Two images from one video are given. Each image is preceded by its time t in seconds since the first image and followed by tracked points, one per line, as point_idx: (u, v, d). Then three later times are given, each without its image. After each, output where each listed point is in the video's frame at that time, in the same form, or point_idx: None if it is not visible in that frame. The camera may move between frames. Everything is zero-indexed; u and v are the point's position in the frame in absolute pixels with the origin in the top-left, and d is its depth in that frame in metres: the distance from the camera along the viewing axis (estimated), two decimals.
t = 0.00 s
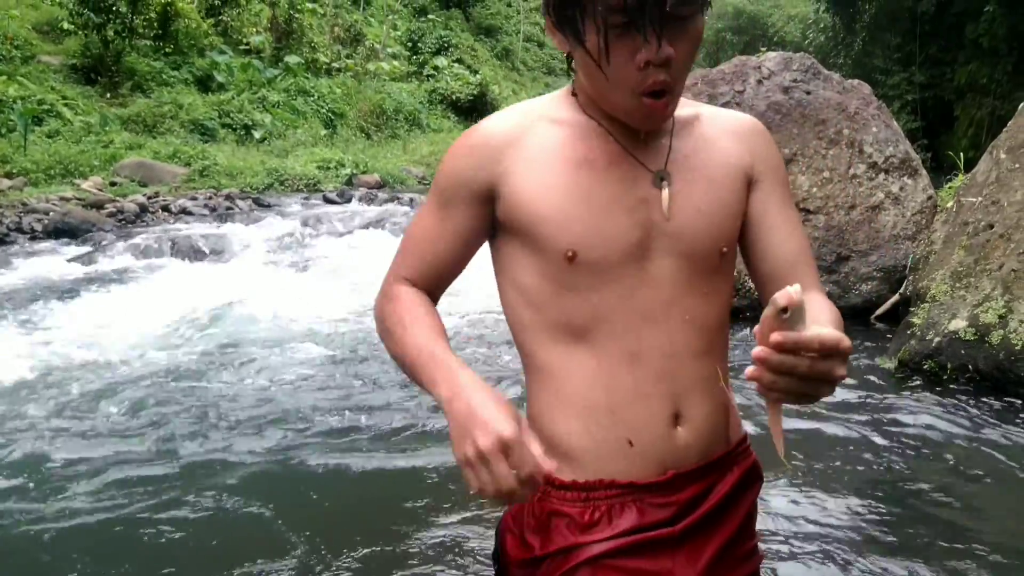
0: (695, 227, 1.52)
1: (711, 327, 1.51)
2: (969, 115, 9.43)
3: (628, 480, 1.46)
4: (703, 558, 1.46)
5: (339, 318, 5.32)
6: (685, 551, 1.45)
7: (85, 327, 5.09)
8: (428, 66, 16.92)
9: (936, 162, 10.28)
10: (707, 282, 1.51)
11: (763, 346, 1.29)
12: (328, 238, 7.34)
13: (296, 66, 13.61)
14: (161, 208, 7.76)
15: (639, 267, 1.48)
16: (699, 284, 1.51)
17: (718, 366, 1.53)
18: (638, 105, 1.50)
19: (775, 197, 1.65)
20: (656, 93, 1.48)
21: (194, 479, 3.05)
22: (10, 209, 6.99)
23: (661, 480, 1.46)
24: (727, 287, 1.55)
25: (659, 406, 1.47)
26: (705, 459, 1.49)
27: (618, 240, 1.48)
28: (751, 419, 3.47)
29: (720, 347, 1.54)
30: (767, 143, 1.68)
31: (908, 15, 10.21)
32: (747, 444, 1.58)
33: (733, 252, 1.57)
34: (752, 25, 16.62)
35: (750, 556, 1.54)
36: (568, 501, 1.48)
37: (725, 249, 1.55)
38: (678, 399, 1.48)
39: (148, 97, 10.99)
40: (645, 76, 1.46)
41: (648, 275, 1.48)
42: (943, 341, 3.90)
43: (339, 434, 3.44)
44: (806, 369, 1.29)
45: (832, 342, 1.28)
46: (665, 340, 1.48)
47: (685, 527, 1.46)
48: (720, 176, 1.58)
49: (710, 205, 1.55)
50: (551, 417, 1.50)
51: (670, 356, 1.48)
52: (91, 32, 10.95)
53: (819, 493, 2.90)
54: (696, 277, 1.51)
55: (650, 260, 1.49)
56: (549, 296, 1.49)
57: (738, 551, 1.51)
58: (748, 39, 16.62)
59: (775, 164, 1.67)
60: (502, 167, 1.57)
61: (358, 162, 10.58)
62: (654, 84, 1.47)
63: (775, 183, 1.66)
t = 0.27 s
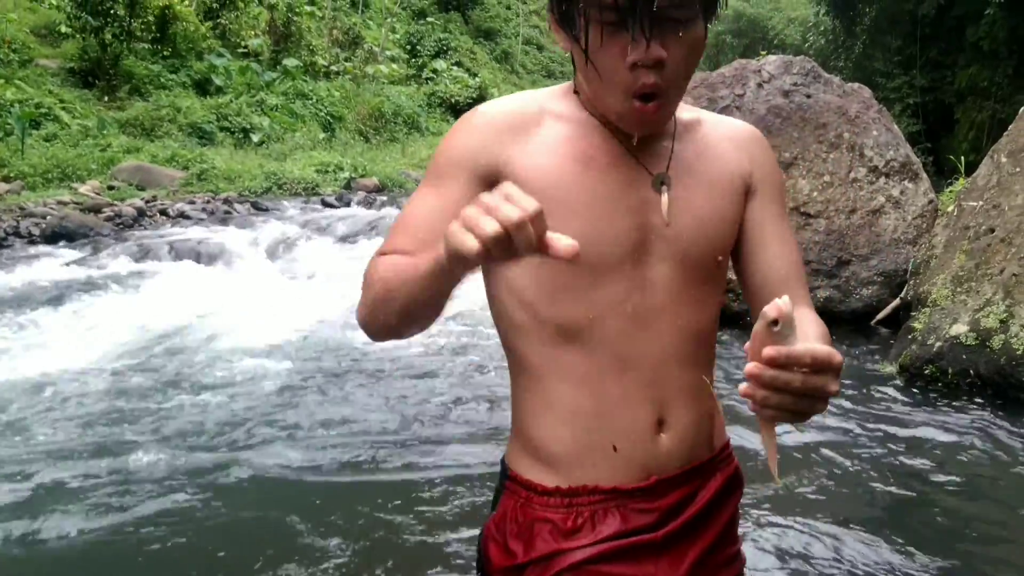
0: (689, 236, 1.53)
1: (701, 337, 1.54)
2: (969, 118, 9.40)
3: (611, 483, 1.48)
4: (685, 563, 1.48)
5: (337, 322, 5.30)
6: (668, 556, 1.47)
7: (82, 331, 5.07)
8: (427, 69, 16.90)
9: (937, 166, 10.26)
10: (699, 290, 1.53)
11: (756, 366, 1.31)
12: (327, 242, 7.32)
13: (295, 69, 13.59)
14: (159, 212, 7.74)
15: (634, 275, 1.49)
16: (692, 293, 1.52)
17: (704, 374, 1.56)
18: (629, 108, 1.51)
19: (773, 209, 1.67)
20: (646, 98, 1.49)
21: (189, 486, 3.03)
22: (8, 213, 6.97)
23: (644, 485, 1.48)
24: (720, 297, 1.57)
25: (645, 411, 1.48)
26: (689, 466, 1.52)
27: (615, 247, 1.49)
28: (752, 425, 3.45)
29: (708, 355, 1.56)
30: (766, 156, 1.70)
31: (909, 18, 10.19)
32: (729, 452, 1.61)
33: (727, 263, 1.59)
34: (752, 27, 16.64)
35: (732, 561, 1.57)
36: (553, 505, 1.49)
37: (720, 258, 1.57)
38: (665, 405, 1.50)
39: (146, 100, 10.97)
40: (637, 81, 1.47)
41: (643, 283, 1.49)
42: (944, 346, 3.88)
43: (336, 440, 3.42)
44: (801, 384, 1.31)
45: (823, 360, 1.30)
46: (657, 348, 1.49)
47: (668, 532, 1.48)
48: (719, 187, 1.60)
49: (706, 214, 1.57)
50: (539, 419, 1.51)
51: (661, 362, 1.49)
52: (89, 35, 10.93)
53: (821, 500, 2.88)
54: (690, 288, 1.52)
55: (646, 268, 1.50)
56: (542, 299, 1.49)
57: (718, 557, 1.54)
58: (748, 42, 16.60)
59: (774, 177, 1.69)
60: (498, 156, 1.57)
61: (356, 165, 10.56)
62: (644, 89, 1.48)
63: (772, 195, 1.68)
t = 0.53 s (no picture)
0: (691, 248, 1.51)
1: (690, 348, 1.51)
2: (967, 122, 9.42)
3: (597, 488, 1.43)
4: (666, 569, 1.45)
5: (337, 327, 5.31)
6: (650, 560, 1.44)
7: (82, 336, 5.06)
8: (425, 74, 16.93)
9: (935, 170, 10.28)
10: (693, 302, 1.51)
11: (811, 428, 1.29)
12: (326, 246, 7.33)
13: (294, 73, 13.59)
14: (158, 216, 7.74)
15: (637, 282, 1.45)
16: (686, 309, 1.50)
17: (688, 385, 1.54)
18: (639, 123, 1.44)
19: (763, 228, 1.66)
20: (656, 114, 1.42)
21: (189, 497, 3.02)
22: (6, 218, 6.96)
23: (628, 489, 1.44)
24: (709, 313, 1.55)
25: (633, 417, 1.45)
26: (671, 474, 1.49)
27: (617, 256, 1.43)
28: (751, 430, 3.46)
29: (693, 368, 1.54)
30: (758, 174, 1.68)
31: (906, 22, 10.20)
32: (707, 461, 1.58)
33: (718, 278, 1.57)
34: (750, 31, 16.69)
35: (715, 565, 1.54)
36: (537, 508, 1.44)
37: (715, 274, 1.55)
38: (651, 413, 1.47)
39: (144, 105, 10.98)
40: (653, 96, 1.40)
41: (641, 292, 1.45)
42: (943, 349, 3.88)
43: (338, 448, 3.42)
44: (849, 428, 1.29)
45: (872, 403, 1.29)
46: (650, 358, 1.46)
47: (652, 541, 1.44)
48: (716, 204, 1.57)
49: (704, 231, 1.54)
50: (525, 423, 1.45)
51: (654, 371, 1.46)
52: (88, 40, 10.92)
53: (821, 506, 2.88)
54: (686, 302, 1.50)
55: (646, 280, 1.46)
56: (539, 305, 1.43)
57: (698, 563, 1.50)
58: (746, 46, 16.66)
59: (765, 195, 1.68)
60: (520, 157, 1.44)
61: (355, 169, 10.57)
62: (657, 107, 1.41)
63: (763, 213, 1.67)
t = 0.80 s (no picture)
0: (690, 256, 1.43)
1: (688, 359, 1.45)
2: (962, 128, 9.49)
3: (587, 494, 1.37)
4: None
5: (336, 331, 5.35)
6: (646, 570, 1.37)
7: (83, 340, 5.10)
8: (424, 80, 17.01)
9: (931, 175, 10.35)
10: (692, 313, 1.43)
11: (885, 500, 1.26)
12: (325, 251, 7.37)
13: (293, 80, 13.65)
14: (158, 222, 7.78)
15: (631, 291, 1.39)
16: (685, 322, 1.43)
17: (686, 393, 1.47)
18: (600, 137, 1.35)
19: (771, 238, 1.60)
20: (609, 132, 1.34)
21: (192, 495, 3.05)
22: (7, 223, 7.01)
23: (620, 497, 1.38)
24: (711, 323, 1.47)
25: (624, 425, 1.39)
26: (663, 482, 1.43)
27: (610, 264, 1.38)
28: (747, 432, 3.50)
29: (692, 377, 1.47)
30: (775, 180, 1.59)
31: (901, 28, 10.26)
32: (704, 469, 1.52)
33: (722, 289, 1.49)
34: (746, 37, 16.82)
35: None
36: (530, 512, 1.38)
37: (715, 287, 1.46)
38: (645, 421, 1.41)
39: (145, 111, 11.03)
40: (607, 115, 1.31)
41: (636, 301, 1.39)
42: (937, 354, 3.93)
43: (338, 451, 3.46)
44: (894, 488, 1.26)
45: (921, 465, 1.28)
46: (644, 367, 1.40)
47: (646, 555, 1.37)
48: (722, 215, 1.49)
49: (706, 243, 1.46)
50: (516, 429, 1.41)
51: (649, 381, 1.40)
52: (89, 47, 10.91)
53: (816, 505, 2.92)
54: (684, 314, 1.42)
55: (641, 289, 1.39)
56: (531, 311, 1.40)
57: None
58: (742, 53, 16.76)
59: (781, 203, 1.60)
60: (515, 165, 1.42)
61: (355, 175, 10.62)
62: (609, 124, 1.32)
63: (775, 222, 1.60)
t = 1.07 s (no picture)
0: (651, 286, 1.40)
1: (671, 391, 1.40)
2: (960, 132, 9.49)
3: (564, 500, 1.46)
4: None
5: (332, 337, 5.32)
6: None
7: (78, 346, 5.09)
8: (422, 84, 16.99)
9: (929, 179, 10.32)
10: (664, 343, 1.39)
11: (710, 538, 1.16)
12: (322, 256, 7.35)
13: (290, 84, 13.64)
14: (154, 226, 7.77)
15: (588, 316, 1.44)
16: (653, 354, 1.39)
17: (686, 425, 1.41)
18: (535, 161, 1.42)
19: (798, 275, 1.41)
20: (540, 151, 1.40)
21: (185, 502, 3.03)
22: (3, 228, 7.00)
23: (593, 511, 1.43)
24: (701, 357, 1.40)
25: (596, 446, 1.43)
26: (647, 508, 1.41)
27: (575, 289, 1.46)
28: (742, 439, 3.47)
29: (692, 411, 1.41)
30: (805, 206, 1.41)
31: (899, 32, 10.25)
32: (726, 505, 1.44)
33: (713, 323, 1.39)
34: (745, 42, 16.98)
35: None
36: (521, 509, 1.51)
37: (691, 319, 1.38)
38: (622, 444, 1.42)
39: (141, 115, 11.02)
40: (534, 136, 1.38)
41: (596, 327, 1.43)
42: (935, 360, 3.90)
43: (333, 458, 3.44)
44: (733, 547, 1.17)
45: (746, 528, 1.16)
46: (611, 391, 1.42)
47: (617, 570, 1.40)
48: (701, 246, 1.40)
49: (677, 272, 1.39)
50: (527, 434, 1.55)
51: (617, 406, 1.41)
52: (85, 51, 10.85)
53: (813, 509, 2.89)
54: (649, 342, 1.39)
55: (602, 313, 1.43)
56: (525, 327, 1.55)
57: None
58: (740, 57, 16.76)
59: (808, 236, 1.40)
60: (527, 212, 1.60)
61: (351, 179, 10.59)
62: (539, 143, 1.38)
63: (801, 256, 1.40)
